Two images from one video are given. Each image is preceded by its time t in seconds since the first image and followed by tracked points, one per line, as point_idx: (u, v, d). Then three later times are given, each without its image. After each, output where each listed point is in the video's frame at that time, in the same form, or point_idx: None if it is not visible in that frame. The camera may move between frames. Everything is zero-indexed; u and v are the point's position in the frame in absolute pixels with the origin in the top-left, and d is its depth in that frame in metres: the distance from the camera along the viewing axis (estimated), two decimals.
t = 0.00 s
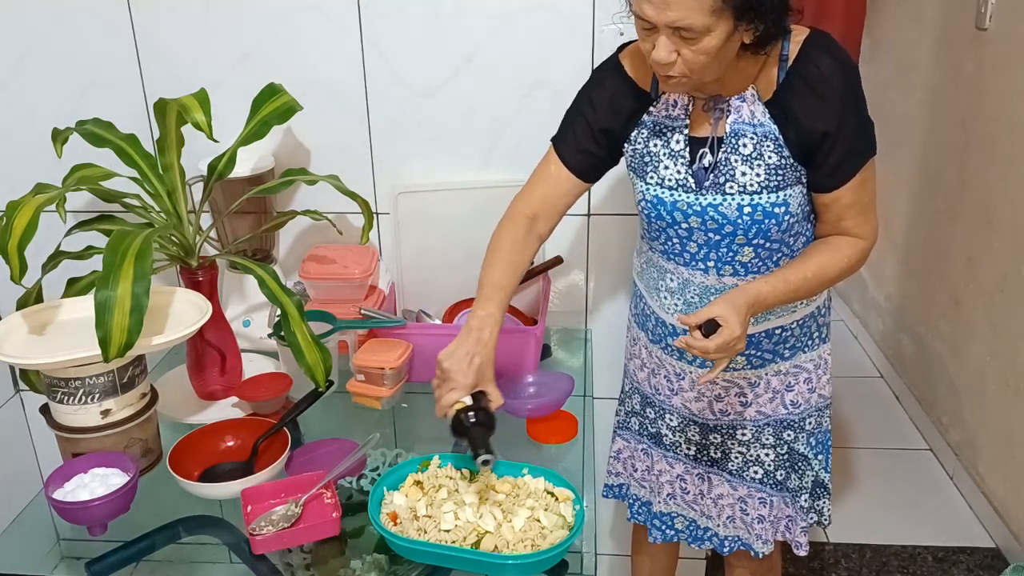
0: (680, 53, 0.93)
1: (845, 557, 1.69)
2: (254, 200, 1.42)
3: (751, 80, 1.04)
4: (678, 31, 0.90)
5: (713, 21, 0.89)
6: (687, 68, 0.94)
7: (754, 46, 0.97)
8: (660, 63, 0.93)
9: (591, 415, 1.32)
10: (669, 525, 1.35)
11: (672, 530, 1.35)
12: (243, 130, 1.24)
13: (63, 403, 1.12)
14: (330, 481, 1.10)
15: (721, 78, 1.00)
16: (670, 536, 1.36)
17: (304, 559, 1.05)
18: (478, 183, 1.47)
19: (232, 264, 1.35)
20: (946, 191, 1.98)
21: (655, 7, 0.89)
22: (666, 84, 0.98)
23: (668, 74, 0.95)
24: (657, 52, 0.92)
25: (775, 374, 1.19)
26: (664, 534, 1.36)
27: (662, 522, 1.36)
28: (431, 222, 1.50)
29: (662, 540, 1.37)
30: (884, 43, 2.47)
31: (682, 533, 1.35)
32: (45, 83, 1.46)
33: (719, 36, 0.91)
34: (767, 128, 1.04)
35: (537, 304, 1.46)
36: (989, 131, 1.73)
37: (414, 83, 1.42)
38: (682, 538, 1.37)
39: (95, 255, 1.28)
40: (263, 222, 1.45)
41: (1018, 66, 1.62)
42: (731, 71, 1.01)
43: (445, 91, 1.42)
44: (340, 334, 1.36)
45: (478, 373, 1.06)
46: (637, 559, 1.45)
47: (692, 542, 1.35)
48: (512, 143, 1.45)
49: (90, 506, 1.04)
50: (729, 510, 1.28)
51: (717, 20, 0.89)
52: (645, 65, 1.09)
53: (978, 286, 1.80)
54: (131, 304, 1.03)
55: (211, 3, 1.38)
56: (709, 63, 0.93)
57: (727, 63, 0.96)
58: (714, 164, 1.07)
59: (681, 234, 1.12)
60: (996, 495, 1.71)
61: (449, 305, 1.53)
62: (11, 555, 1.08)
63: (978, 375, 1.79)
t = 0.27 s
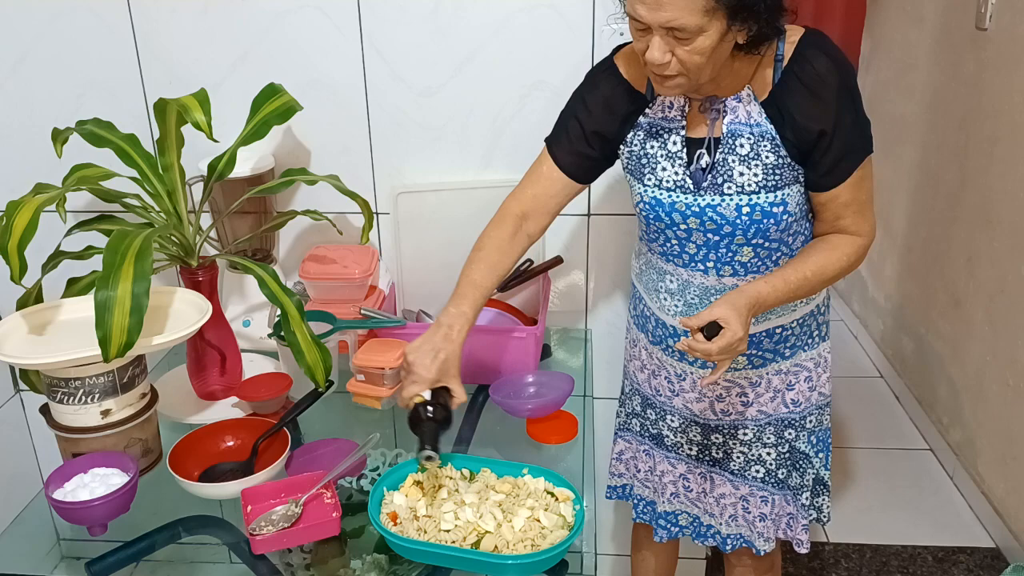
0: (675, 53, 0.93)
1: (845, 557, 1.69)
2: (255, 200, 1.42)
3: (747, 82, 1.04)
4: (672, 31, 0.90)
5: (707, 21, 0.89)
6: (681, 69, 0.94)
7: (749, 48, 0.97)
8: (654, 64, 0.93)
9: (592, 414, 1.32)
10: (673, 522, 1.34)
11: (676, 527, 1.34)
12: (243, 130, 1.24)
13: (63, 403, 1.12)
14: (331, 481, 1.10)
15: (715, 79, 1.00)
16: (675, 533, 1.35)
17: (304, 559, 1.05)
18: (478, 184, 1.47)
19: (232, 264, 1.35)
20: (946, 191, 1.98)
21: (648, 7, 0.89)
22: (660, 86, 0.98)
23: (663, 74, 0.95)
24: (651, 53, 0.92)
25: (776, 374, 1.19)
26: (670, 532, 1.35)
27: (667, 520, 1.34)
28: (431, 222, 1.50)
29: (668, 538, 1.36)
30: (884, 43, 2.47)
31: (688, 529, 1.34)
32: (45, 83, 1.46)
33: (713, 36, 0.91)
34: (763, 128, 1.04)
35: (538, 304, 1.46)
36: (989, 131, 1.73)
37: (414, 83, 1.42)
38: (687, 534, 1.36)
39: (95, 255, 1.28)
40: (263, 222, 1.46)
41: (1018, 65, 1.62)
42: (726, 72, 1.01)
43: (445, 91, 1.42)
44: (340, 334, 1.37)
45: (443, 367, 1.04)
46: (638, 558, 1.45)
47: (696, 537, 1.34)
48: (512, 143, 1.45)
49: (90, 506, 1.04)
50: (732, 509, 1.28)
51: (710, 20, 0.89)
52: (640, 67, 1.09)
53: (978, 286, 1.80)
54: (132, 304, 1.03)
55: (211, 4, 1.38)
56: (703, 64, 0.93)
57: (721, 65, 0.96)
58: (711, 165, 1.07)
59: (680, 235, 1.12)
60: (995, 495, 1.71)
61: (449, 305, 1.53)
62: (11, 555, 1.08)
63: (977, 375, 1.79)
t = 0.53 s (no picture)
0: (668, 52, 0.93)
1: (845, 557, 1.69)
2: (255, 200, 1.43)
3: (743, 80, 1.04)
4: (665, 31, 0.90)
5: (700, 21, 0.89)
6: (675, 66, 0.94)
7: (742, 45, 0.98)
8: (648, 62, 0.93)
9: (592, 414, 1.32)
10: (671, 520, 1.34)
11: (674, 525, 1.35)
12: (244, 130, 1.24)
13: (63, 403, 1.12)
14: (330, 481, 1.10)
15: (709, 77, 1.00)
16: (674, 531, 1.35)
17: (304, 559, 1.05)
18: (478, 183, 1.47)
19: (233, 264, 1.35)
20: (946, 191, 1.98)
21: (642, 7, 0.89)
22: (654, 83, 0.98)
23: (657, 72, 0.95)
24: (645, 52, 0.92)
25: (773, 373, 1.19)
26: (668, 530, 1.35)
27: (666, 518, 1.35)
28: (431, 222, 1.50)
29: (667, 536, 1.36)
30: (884, 43, 2.47)
31: (685, 526, 1.35)
32: (45, 83, 1.46)
33: (706, 35, 0.91)
34: (758, 127, 1.04)
35: (538, 304, 1.47)
36: (989, 131, 1.73)
37: (414, 83, 1.42)
38: (685, 531, 1.36)
39: (95, 255, 1.28)
40: (263, 222, 1.46)
41: (1018, 65, 1.62)
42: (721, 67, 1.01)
43: (445, 91, 1.42)
44: (340, 334, 1.37)
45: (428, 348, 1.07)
46: (637, 558, 1.45)
47: (695, 535, 1.34)
48: (512, 143, 1.45)
49: (90, 506, 1.04)
50: (729, 509, 1.28)
51: (704, 19, 0.89)
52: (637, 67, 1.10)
53: (978, 286, 1.80)
54: (132, 304, 1.03)
55: (211, 3, 1.38)
56: (697, 63, 0.93)
57: (714, 62, 0.97)
58: (707, 163, 1.07)
59: (676, 234, 1.12)
60: (995, 495, 1.71)
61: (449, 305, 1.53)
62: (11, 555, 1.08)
63: (977, 375, 1.79)
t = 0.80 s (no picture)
0: (656, 37, 0.93)
1: (845, 557, 1.69)
2: (255, 199, 1.43)
3: (728, 73, 1.04)
4: (652, 14, 0.90)
5: (686, 4, 0.89)
6: (663, 53, 0.94)
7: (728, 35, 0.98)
8: (636, 48, 0.93)
9: (591, 414, 1.32)
10: (659, 519, 1.36)
11: (662, 524, 1.36)
12: (243, 130, 1.24)
13: (63, 403, 1.12)
14: (330, 481, 1.10)
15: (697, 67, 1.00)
16: (661, 530, 1.36)
17: (304, 559, 1.05)
18: (478, 183, 1.47)
19: (233, 264, 1.35)
20: (945, 191, 1.98)
21: None
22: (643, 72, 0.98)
23: (645, 59, 0.95)
24: (633, 36, 0.92)
25: (761, 372, 1.19)
26: (656, 529, 1.37)
27: (653, 517, 1.36)
28: (431, 222, 1.49)
29: (654, 535, 1.37)
30: (884, 43, 2.47)
31: (674, 526, 1.36)
32: (45, 83, 1.46)
33: (693, 20, 0.91)
34: (739, 121, 1.03)
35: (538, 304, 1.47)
36: (989, 130, 1.73)
37: (414, 83, 1.42)
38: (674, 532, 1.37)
39: (95, 255, 1.28)
40: (263, 222, 1.46)
41: (1018, 65, 1.62)
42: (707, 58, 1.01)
43: (445, 91, 1.42)
44: (340, 334, 1.37)
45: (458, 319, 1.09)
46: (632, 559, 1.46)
47: (682, 536, 1.35)
48: (511, 143, 1.45)
49: (90, 506, 1.04)
50: (716, 508, 1.28)
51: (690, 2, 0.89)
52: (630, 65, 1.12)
53: (978, 286, 1.80)
54: (132, 304, 1.03)
55: (211, 3, 1.38)
56: (685, 48, 0.93)
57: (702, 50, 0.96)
58: (690, 156, 1.07)
59: (659, 225, 1.13)
60: (995, 495, 1.71)
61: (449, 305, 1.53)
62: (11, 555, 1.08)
63: (977, 375, 1.79)
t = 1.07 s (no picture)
0: (662, 19, 0.93)
1: (845, 557, 1.69)
2: (255, 200, 1.43)
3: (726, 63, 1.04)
4: None
5: None
6: (669, 36, 0.94)
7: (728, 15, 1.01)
8: (642, 29, 0.93)
9: (591, 414, 1.31)
10: (652, 518, 1.36)
11: (655, 523, 1.36)
12: (243, 130, 1.24)
13: (63, 403, 1.12)
14: (330, 481, 1.10)
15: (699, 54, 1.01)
16: (654, 529, 1.36)
17: (304, 559, 1.05)
18: (478, 183, 1.47)
19: (233, 264, 1.35)
20: (945, 191, 1.98)
21: None
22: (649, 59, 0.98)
23: (651, 43, 0.95)
24: (639, 18, 0.92)
25: (755, 371, 1.19)
26: (649, 529, 1.37)
27: (646, 517, 1.36)
28: (431, 222, 1.49)
29: (647, 535, 1.37)
30: (884, 43, 2.47)
31: (666, 524, 1.36)
32: (45, 83, 1.46)
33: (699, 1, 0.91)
34: (730, 110, 1.03)
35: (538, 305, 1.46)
36: (989, 130, 1.73)
37: (414, 83, 1.42)
38: (666, 530, 1.37)
39: (95, 255, 1.28)
40: (263, 222, 1.46)
41: (1018, 65, 1.62)
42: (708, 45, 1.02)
43: (445, 91, 1.42)
44: (340, 334, 1.37)
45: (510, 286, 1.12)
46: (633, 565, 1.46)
47: (674, 533, 1.36)
48: (511, 143, 1.45)
49: (90, 506, 1.04)
50: (706, 508, 1.28)
51: None
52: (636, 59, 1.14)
53: (978, 286, 1.80)
54: (132, 304, 1.03)
55: (211, 3, 1.38)
56: (690, 31, 0.93)
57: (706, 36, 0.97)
58: (683, 144, 1.07)
59: (651, 213, 1.13)
60: (995, 495, 1.71)
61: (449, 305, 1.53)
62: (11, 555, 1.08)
63: (978, 375, 1.79)
